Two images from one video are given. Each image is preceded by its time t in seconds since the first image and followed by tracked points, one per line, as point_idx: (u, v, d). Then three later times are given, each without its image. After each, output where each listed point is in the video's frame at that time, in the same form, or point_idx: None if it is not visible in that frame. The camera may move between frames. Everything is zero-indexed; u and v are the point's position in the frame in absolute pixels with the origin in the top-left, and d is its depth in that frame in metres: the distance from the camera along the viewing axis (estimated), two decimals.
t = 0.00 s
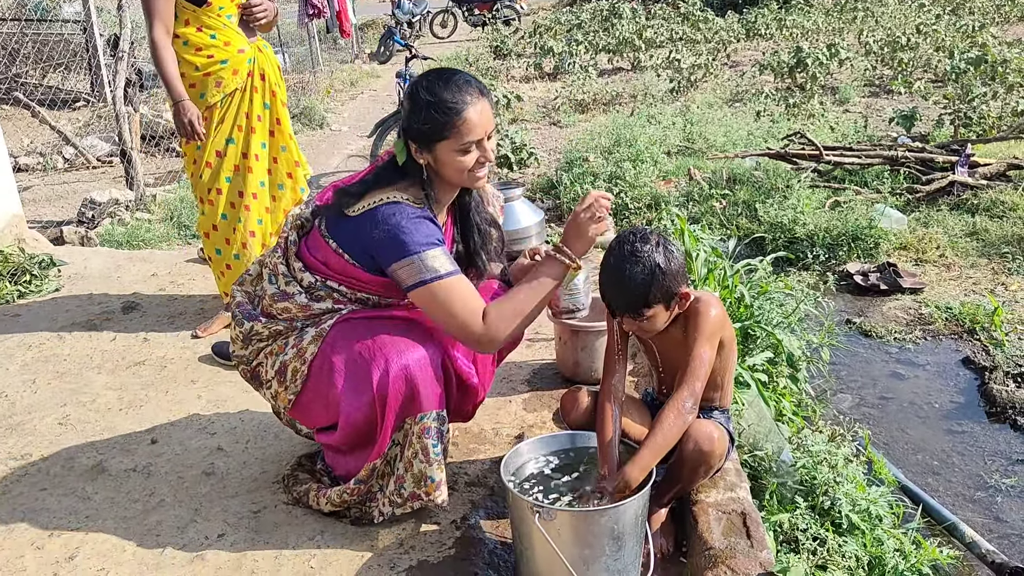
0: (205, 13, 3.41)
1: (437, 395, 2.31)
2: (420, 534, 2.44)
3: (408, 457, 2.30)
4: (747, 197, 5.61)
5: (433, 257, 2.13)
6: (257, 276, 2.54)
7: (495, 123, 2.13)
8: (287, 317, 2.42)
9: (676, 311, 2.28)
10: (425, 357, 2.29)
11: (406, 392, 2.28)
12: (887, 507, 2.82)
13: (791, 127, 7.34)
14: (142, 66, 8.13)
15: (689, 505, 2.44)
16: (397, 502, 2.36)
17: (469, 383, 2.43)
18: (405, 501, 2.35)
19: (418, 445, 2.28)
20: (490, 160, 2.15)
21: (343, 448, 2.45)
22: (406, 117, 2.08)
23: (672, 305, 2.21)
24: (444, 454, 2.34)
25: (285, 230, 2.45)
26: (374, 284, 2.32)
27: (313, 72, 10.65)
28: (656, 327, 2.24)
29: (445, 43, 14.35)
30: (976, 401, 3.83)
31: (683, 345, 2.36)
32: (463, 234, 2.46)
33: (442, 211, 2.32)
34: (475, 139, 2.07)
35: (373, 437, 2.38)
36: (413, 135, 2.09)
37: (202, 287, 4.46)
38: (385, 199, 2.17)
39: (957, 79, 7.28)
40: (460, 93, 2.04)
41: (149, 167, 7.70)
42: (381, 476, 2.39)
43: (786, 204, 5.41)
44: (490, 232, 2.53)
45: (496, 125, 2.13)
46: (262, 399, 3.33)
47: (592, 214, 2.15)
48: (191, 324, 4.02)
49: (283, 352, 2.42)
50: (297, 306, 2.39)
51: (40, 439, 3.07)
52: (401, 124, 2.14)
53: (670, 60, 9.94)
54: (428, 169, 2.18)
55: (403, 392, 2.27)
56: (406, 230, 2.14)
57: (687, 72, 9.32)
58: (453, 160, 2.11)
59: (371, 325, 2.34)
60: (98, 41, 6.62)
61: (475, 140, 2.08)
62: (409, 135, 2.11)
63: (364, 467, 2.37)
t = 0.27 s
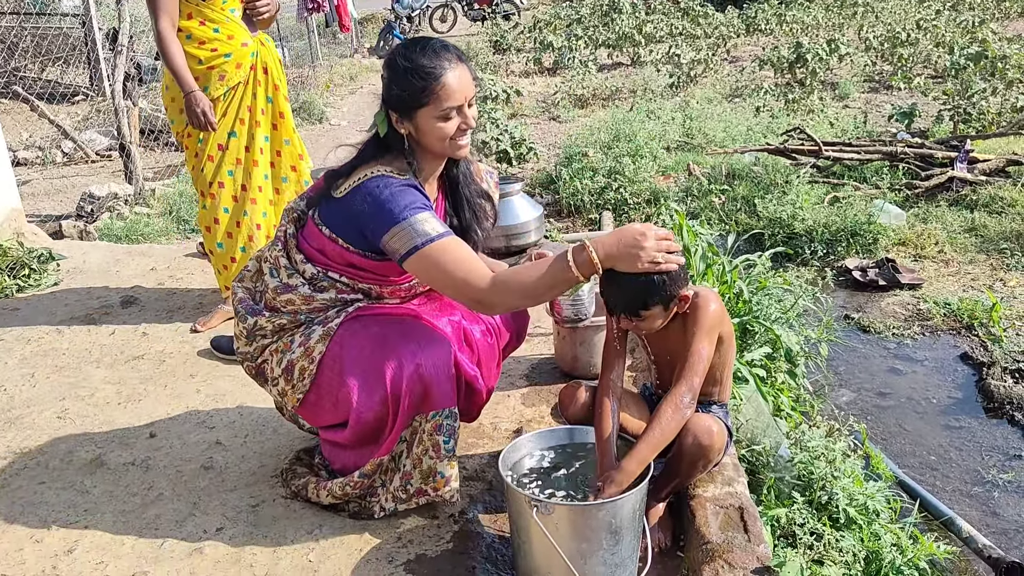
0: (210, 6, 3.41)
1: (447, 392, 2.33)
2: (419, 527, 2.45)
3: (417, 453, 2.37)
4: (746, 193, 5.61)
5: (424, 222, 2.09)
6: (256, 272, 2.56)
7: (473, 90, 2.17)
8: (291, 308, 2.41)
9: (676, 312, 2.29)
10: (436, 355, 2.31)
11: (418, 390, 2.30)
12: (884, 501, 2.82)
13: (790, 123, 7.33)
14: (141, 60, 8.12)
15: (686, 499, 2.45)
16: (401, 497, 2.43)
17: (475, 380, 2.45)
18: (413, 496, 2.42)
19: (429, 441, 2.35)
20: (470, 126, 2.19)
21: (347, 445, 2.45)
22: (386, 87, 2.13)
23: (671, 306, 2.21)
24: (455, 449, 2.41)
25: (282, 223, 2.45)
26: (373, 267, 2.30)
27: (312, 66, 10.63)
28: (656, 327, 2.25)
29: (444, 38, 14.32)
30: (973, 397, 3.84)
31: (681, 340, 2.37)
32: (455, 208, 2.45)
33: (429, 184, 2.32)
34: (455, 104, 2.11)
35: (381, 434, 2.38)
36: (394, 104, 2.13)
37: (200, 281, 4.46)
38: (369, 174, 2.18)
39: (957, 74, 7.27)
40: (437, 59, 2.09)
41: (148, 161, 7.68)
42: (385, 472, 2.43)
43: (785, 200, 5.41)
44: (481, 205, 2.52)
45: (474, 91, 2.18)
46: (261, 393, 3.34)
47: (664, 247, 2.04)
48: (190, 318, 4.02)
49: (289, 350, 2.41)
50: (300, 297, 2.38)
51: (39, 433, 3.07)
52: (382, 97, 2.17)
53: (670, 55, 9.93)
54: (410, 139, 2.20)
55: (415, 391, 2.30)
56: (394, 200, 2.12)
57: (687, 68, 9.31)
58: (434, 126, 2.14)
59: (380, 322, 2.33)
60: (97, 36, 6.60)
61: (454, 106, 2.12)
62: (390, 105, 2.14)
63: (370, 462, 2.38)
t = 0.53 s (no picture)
0: None
1: (458, 389, 2.33)
2: (420, 521, 2.46)
3: (426, 451, 2.38)
4: (746, 188, 5.61)
5: (416, 223, 2.13)
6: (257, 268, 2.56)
7: (471, 67, 2.18)
8: (296, 300, 2.41)
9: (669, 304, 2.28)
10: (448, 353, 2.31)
11: (431, 389, 2.31)
12: (884, 496, 2.83)
13: (791, 118, 7.32)
14: (141, 54, 8.11)
15: (687, 494, 2.45)
16: (408, 493, 2.44)
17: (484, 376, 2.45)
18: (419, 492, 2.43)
19: (439, 440, 2.36)
20: (468, 103, 2.19)
21: (359, 443, 2.45)
22: (385, 62, 2.13)
23: (654, 293, 2.20)
24: (466, 447, 2.41)
25: (284, 214, 2.45)
26: (372, 256, 2.29)
27: (312, 61, 10.61)
28: (643, 317, 2.24)
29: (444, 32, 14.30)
30: (973, 392, 3.84)
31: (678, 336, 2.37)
32: (454, 192, 2.44)
33: (428, 166, 2.32)
34: (452, 80, 2.12)
35: (393, 432, 2.39)
36: (391, 81, 2.14)
37: (201, 276, 4.46)
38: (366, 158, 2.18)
39: (958, 70, 7.26)
40: (436, 34, 2.10)
41: (148, 156, 7.68)
42: (391, 468, 2.44)
43: (785, 195, 5.41)
44: (481, 190, 2.51)
45: (471, 68, 2.18)
46: (261, 387, 3.34)
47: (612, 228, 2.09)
48: (190, 312, 4.02)
49: (296, 349, 2.40)
50: (305, 288, 2.38)
51: (40, 427, 3.07)
52: (379, 76, 2.19)
53: (671, 50, 9.92)
54: (408, 118, 2.21)
55: (428, 390, 2.30)
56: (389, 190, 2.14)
57: (687, 63, 9.30)
58: (431, 104, 2.14)
59: (389, 321, 2.32)
60: (97, 30, 6.59)
61: (453, 81, 2.12)
62: (387, 83, 2.15)
63: (380, 458, 2.41)
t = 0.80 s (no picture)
0: None
1: (457, 385, 2.33)
2: (422, 516, 2.46)
3: (426, 447, 2.37)
4: (748, 183, 5.60)
5: (418, 196, 2.10)
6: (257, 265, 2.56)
7: (469, 59, 2.17)
8: (296, 296, 2.41)
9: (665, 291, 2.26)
10: (447, 349, 2.31)
11: (431, 383, 2.30)
12: (886, 491, 2.83)
13: (793, 113, 7.31)
14: (142, 48, 8.09)
15: (689, 489, 2.45)
16: (409, 489, 2.44)
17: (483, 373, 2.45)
18: (419, 488, 2.42)
19: (438, 435, 2.35)
20: (466, 95, 2.19)
21: (360, 439, 2.46)
22: (383, 50, 2.13)
23: (642, 273, 2.17)
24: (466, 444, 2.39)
25: (284, 211, 2.45)
26: (373, 250, 2.30)
27: (314, 56, 10.60)
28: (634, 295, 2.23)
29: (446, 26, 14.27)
30: (975, 387, 3.84)
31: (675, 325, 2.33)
32: (452, 185, 2.45)
33: (425, 158, 2.33)
34: (451, 71, 2.12)
35: (392, 428, 2.39)
36: (389, 71, 2.14)
37: (203, 270, 4.46)
38: (362, 148, 2.18)
39: (960, 64, 7.24)
40: (436, 25, 2.09)
41: (150, 150, 7.67)
42: (393, 463, 2.44)
43: (787, 189, 5.40)
44: (478, 179, 2.52)
45: (470, 60, 2.18)
46: (263, 382, 3.34)
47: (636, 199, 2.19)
48: (193, 307, 4.02)
49: (297, 345, 2.40)
50: (306, 285, 2.38)
51: (42, 421, 3.08)
52: (376, 65, 2.18)
53: (672, 45, 9.90)
54: (405, 108, 2.21)
55: (427, 384, 2.30)
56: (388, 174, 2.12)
57: (689, 58, 9.28)
58: (429, 95, 2.14)
59: (388, 318, 2.32)
60: (98, 24, 6.57)
61: (452, 73, 2.12)
62: (385, 72, 2.15)
63: (381, 454, 2.40)
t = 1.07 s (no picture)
0: None
1: (460, 381, 2.33)
2: (425, 511, 2.46)
3: (429, 443, 2.37)
4: (751, 178, 5.59)
5: (407, 196, 2.10)
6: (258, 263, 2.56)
7: (468, 50, 2.17)
8: (299, 292, 2.41)
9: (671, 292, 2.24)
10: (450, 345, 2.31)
11: (433, 379, 2.31)
12: (890, 487, 2.83)
13: (796, 108, 7.29)
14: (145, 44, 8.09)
15: (692, 485, 2.45)
16: (411, 485, 2.44)
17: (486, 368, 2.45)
18: (421, 484, 2.42)
19: (441, 432, 2.35)
20: (463, 86, 2.19)
21: (363, 434, 2.46)
22: (383, 39, 2.12)
23: (653, 281, 2.16)
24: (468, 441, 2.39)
25: (285, 206, 2.45)
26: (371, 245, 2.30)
27: (316, 51, 10.60)
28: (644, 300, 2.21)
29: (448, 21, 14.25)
30: (979, 382, 3.84)
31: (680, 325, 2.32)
32: (450, 176, 2.43)
33: (423, 149, 2.32)
34: (450, 62, 2.11)
35: (395, 423, 2.39)
36: (387, 59, 2.13)
37: (206, 266, 4.47)
38: (359, 139, 2.18)
39: (964, 59, 7.22)
40: (436, 15, 2.09)
41: (152, 146, 7.67)
42: (396, 459, 2.44)
43: (791, 184, 5.39)
44: (476, 172, 2.50)
45: (469, 52, 2.17)
46: (267, 378, 3.35)
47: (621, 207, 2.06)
48: (195, 303, 4.02)
49: (300, 342, 2.40)
50: (307, 280, 2.38)
51: (46, 417, 3.08)
52: (375, 53, 2.18)
53: (675, 39, 9.87)
54: (401, 97, 2.20)
55: (430, 380, 2.30)
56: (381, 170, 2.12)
57: (692, 53, 9.26)
58: (427, 85, 2.13)
59: (390, 313, 2.31)
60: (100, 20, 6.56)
61: (450, 63, 2.11)
62: (383, 60, 2.14)
63: (384, 450, 2.40)
